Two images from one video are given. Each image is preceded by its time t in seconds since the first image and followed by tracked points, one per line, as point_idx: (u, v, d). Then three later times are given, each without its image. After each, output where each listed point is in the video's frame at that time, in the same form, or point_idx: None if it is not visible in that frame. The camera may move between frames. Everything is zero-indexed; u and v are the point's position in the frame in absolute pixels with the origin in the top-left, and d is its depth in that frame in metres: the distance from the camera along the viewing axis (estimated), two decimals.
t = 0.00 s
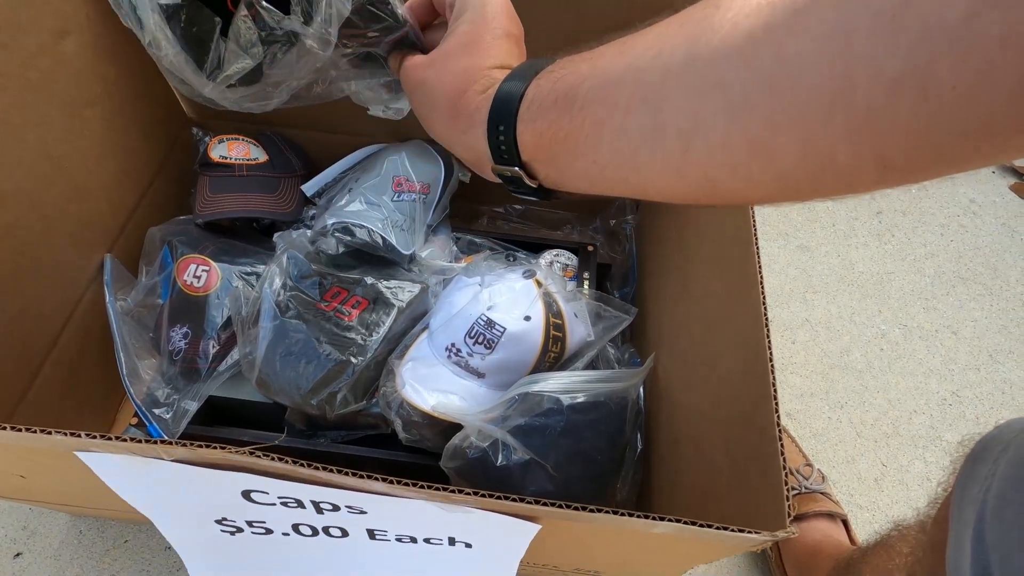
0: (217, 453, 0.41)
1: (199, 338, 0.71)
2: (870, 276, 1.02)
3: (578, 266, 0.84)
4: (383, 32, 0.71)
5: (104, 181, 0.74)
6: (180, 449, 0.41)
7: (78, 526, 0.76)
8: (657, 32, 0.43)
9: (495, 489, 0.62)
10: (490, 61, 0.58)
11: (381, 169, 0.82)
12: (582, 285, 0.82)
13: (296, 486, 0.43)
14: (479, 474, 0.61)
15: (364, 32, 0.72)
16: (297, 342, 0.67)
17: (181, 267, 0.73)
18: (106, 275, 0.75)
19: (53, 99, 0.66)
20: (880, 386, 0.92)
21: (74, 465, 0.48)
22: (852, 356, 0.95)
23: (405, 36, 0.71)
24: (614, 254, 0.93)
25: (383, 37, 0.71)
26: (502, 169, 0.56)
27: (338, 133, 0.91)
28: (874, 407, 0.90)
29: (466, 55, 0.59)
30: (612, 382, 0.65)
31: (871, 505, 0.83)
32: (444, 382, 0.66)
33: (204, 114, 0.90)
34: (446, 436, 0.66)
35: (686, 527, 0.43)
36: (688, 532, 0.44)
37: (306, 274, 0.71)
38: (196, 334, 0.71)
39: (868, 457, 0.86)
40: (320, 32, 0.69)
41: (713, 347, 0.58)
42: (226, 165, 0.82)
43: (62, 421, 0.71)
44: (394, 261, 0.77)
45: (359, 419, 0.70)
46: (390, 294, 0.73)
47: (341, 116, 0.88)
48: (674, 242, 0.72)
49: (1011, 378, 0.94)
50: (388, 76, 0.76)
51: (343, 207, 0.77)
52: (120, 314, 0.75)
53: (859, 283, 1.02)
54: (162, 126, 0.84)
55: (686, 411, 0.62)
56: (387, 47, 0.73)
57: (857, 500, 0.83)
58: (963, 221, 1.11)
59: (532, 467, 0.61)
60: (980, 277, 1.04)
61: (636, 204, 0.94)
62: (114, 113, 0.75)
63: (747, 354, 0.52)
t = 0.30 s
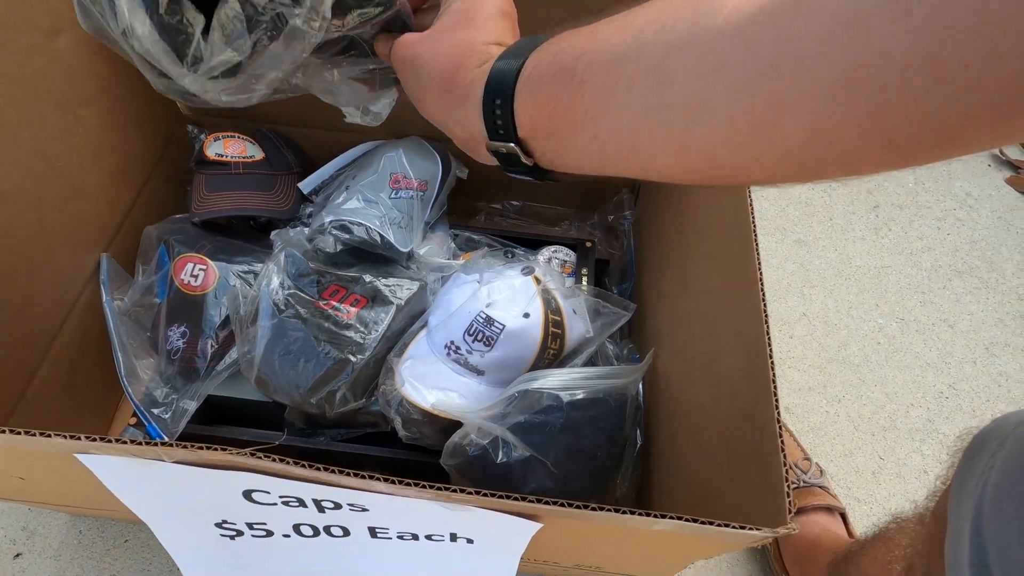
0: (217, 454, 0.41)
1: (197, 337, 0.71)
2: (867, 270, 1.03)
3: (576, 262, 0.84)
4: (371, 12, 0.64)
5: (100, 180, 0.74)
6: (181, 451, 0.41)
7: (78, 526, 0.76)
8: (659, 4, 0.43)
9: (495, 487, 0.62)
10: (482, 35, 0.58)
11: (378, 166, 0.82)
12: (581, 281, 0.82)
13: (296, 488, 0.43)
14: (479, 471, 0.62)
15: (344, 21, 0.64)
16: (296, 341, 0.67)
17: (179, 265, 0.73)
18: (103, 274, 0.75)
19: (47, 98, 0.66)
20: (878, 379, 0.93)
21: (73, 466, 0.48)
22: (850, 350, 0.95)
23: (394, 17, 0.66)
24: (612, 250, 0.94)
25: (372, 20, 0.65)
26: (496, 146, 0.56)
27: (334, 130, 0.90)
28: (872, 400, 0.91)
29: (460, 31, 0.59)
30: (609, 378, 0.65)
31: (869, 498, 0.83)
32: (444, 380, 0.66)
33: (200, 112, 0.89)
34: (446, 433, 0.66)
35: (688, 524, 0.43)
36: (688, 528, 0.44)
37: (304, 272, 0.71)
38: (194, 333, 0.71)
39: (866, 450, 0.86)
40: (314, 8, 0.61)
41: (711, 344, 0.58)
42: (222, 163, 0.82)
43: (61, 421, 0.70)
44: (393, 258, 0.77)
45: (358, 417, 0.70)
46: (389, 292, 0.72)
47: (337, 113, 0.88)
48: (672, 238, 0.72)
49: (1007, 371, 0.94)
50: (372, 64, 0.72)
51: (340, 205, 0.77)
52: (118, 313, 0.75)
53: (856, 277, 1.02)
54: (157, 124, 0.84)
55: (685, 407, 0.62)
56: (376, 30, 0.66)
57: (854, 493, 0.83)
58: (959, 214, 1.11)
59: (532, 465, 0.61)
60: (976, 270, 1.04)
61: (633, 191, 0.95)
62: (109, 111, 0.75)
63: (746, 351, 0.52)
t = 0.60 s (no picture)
0: (208, 466, 0.40)
1: (189, 340, 0.70)
2: (862, 267, 1.03)
3: (571, 261, 0.84)
4: None
5: (88, 182, 0.73)
6: (171, 463, 0.41)
7: (72, 532, 0.76)
8: None
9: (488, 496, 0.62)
10: None
11: (370, 167, 0.81)
12: (575, 281, 0.82)
13: (289, 502, 0.43)
14: (474, 475, 0.61)
15: None
16: (288, 344, 0.66)
17: (170, 269, 0.73)
18: (94, 278, 0.74)
19: (31, 100, 0.65)
20: (873, 376, 0.93)
21: (63, 476, 0.48)
22: (845, 347, 0.95)
23: None
24: (606, 249, 0.95)
25: None
26: None
27: (326, 130, 0.90)
28: (867, 397, 0.91)
29: None
30: (604, 382, 0.65)
31: (864, 495, 0.83)
32: (438, 382, 0.65)
33: (189, 112, 0.88)
34: (440, 436, 0.66)
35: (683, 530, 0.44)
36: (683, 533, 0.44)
37: (296, 275, 0.71)
38: (186, 337, 0.70)
39: (861, 447, 0.87)
40: None
41: (706, 346, 0.58)
42: (213, 164, 0.81)
43: (54, 427, 0.70)
44: (386, 260, 0.76)
45: (353, 420, 0.69)
46: (382, 294, 0.72)
47: (328, 113, 0.87)
48: (666, 238, 0.72)
49: (1001, 367, 0.95)
50: None
51: (333, 207, 0.76)
52: (110, 318, 0.75)
53: (851, 273, 1.02)
54: (146, 125, 0.83)
55: (680, 409, 0.62)
56: None
57: (850, 490, 0.83)
58: (954, 209, 1.11)
59: (526, 472, 0.61)
60: (971, 266, 1.04)
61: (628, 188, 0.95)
62: (96, 113, 0.74)
63: (740, 353, 0.51)
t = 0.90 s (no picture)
0: (157, 481, 0.39)
1: (163, 344, 0.69)
2: (853, 261, 1.01)
3: (556, 259, 0.82)
4: None
5: (59, 182, 0.72)
6: (119, 478, 0.39)
7: (48, 539, 0.74)
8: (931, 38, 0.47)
9: (466, 503, 0.61)
10: None
11: (349, 165, 0.79)
12: (560, 279, 0.81)
13: (247, 510, 0.41)
14: (453, 481, 0.60)
15: None
16: (264, 347, 0.65)
17: (144, 271, 0.71)
18: (66, 281, 0.73)
19: None
20: (863, 373, 0.91)
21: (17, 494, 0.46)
22: (835, 343, 0.94)
23: None
24: (594, 246, 0.92)
25: None
26: None
27: (305, 127, 0.88)
28: (857, 394, 0.90)
29: None
30: (586, 384, 0.64)
31: (853, 493, 0.82)
32: (417, 385, 0.64)
33: (165, 110, 0.87)
34: (420, 440, 0.64)
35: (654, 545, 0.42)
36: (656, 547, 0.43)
37: (272, 277, 0.69)
38: (161, 340, 0.69)
39: (851, 445, 0.86)
40: None
41: (686, 348, 0.57)
42: (189, 163, 0.80)
43: (28, 434, 0.69)
44: (366, 260, 0.75)
45: (332, 423, 0.68)
46: (361, 295, 0.71)
47: (307, 109, 0.85)
48: (650, 235, 0.70)
49: (992, 362, 0.93)
50: None
51: (310, 206, 0.75)
52: (83, 321, 0.74)
53: (841, 268, 1.00)
54: (120, 123, 0.81)
55: (662, 412, 0.61)
56: None
57: (839, 489, 0.83)
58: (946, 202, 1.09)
59: (506, 479, 0.60)
60: (964, 260, 1.03)
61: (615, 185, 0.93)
62: (65, 111, 0.72)
63: (719, 356, 0.50)
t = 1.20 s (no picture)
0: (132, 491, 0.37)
1: (147, 344, 0.67)
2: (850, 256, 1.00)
3: (548, 255, 0.81)
4: None
5: (40, 179, 0.70)
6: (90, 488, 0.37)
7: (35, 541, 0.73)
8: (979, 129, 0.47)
9: (454, 503, 0.60)
10: None
11: (334, 161, 0.78)
12: (552, 275, 0.79)
13: (226, 520, 0.40)
14: (441, 482, 0.59)
15: None
16: (249, 346, 0.63)
17: (127, 269, 0.70)
18: (48, 280, 0.71)
19: None
20: (859, 368, 0.90)
21: None
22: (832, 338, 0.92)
23: None
24: (587, 241, 0.91)
25: None
26: None
27: (293, 122, 0.87)
28: (853, 389, 0.89)
29: None
30: (578, 383, 0.63)
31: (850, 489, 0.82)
32: (405, 385, 0.63)
33: (150, 105, 0.85)
34: (409, 440, 0.63)
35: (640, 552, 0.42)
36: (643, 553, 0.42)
37: (258, 275, 0.68)
38: (145, 340, 0.68)
39: (847, 442, 0.85)
40: None
41: (677, 345, 0.56)
42: (173, 159, 0.78)
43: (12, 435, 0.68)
44: (353, 257, 0.74)
45: (321, 423, 0.67)
46: (348, 293, 0.69)
47: (293, 104, 0.84)
48: (642, 231, 0.69)
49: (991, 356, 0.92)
50: None
51: (296, 202, 0.73)
52: (65, 322, 0.72)
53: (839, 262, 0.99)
54: (103, 119, 0.80)
55: (654, 411, 0.60)
56: None
57: (834, 486, 0.82)
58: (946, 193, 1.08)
59: (495, 480, 0.59)
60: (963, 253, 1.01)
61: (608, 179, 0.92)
62: (45, 106, 0.71)
63: (710, 356, 0.49)
